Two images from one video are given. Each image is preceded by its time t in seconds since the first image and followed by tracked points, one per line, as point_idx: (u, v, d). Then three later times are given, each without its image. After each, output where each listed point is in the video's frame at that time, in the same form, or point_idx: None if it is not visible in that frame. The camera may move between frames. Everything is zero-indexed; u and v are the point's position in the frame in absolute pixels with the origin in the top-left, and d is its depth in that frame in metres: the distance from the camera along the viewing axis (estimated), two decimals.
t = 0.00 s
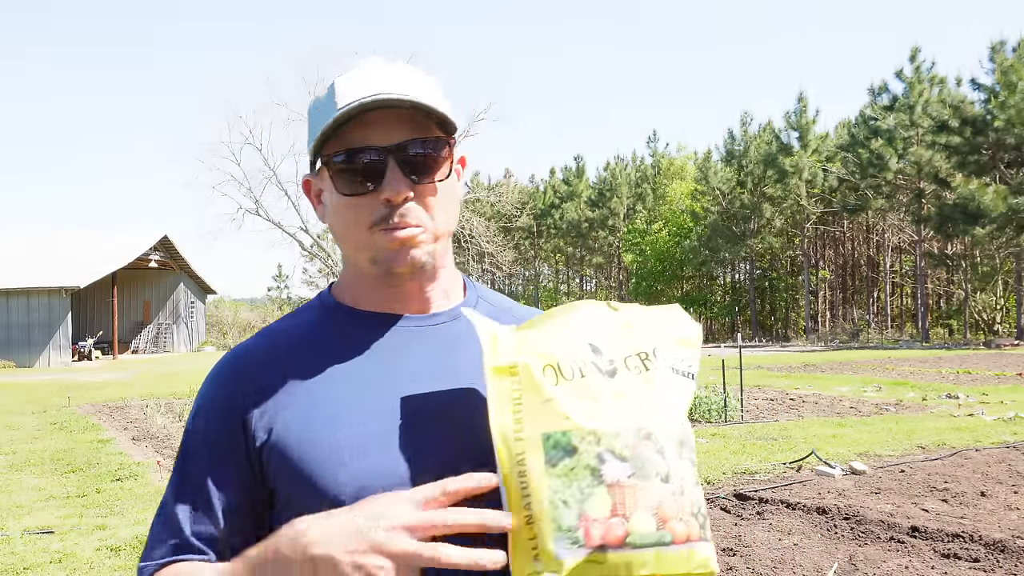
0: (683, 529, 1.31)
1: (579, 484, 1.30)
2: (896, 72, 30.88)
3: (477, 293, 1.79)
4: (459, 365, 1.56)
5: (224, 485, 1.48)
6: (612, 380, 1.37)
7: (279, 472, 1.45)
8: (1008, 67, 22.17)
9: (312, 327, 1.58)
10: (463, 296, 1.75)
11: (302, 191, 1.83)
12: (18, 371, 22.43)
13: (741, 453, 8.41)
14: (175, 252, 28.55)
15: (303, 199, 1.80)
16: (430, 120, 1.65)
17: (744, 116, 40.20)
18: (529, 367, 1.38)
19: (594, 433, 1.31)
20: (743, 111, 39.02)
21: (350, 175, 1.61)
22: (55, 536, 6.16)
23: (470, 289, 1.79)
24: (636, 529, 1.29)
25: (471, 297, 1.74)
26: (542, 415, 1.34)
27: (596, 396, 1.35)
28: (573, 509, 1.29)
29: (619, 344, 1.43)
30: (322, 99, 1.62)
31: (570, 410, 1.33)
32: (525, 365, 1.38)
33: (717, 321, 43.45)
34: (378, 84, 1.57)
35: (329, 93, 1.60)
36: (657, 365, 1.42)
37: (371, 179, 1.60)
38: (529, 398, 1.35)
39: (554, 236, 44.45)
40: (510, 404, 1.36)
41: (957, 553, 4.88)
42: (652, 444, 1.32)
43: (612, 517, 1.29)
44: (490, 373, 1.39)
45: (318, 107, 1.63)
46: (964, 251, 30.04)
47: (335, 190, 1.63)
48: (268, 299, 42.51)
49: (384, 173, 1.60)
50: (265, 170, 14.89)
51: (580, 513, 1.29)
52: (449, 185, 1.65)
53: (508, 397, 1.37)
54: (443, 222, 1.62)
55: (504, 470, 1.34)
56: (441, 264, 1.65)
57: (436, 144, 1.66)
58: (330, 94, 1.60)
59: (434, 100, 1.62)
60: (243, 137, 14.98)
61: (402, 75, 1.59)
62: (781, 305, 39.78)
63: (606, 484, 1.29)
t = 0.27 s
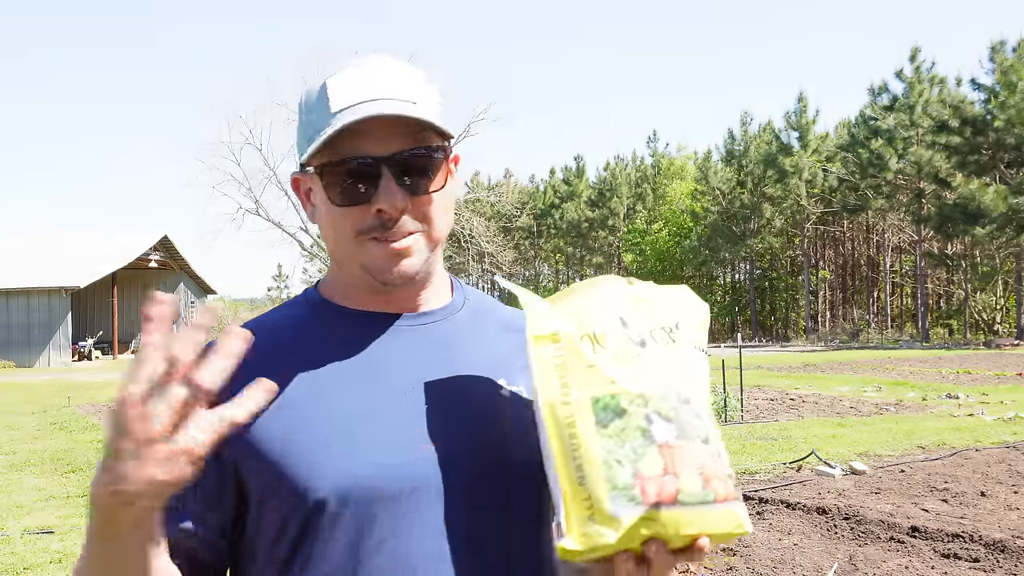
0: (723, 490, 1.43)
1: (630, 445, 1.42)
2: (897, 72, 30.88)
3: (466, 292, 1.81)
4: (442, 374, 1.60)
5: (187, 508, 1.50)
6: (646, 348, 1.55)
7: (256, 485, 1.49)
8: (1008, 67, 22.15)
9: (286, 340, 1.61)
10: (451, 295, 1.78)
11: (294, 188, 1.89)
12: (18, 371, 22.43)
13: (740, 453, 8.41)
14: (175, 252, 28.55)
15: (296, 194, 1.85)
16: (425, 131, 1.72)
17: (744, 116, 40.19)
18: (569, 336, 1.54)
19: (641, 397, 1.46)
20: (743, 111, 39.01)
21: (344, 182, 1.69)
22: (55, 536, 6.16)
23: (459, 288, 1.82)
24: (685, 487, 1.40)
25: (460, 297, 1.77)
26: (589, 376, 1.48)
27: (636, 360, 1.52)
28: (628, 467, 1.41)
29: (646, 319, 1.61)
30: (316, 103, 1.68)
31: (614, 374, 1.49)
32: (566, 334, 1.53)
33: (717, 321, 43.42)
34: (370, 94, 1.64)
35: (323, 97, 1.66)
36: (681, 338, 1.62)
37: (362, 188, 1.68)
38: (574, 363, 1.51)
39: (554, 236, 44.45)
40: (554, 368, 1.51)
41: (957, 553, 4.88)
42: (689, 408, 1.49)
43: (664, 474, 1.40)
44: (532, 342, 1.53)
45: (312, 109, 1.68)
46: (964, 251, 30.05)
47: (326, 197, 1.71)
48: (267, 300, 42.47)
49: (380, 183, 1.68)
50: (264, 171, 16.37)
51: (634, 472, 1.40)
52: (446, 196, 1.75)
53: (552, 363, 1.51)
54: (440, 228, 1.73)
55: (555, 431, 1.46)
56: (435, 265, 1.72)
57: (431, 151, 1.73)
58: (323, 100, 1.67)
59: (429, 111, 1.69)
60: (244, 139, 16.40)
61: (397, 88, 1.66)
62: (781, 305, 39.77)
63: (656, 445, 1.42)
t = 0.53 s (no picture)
0: (781, 498, 1.58)
1: (693, 454, 1.53)
2: (897, 72, 30.87)
3: (446, 289, 1.87)
4: (428, 378, 1.66)
5: (154, 502, 1.59)
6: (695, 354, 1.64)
7: (228, 474, 1.55)
8: (1008, 67, 22.16)
9: (269, 337, 1.65)
10: (431, 293, 1.83)
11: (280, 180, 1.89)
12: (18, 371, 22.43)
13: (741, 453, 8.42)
14: (175, 252, 28.55)
15: (282, 188, 1.86)
16: (422, 148, 1.73)
17: (744, 116, 40.17)
18: (623, 342, 1.60)
19: (700, 406, 1.57)
20: (743, 111, 39.01)
21: (333, 189, 1.71)
22: (54, 536, 6.16)
23: (440, 285, 1.87)
24: (748, 498, 1.53)
25: (438, 295, 1.82)
26: (649, 385, 1.56)
27: (688, 368, 1.61)
28: (694, 479, 1.52)
29: (690, 324, 1.71)
30: (313, 107, 1.68)
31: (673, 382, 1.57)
32: (621, 340, 1.60)
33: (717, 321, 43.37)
34: (367, 108, 1.65)
35: (322, 104, 1.67)
36: (727, 342, 1.73)
37: (353, 196, 1.70)
38: (632, 369, 1.57)
39: (554, 236, 44.43)
40: (614, 374, 1.57)
41: (957, 553, 4.88)
42: (744, 415, 1.62)
43: (728, 485, 1.53)
44: (589, 347, 1.58)
45: (309, 112, 1.69)
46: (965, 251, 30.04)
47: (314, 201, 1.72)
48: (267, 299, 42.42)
49: (371, 195, 1.71)
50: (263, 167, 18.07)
51: (700, 484, 1.52)
52: (436, 213, 1.76)
53: (611, 369, 1.57)
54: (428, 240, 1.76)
55: (616, 439, 1.54)
56: (419, 273, 1.75)
57: (426, 167, 1.75)
58: (323, 104, 1.67)
59: (428, 130, 1.72)
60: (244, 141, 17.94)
61: (397, 102, 1.67)
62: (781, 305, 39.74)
63: (719, 454, 1.55)
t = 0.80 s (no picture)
0: (781, 536, 1.60)
1: (703, 477, 1.54)
2: (897, 72, 30.88)
3: (442, 295, 1.89)
4: (424, 385, 1.67)
5: (139, 500, 1.59)
6: (720, 382, 1.64)
7: (214, 470, 1.55)
8: (1008, 67, 22.13)
9: (267, 336, 1.66)
10: (426, 296, 1.86)
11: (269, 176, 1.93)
12: (18, 371, 22.43)
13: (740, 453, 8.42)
14: (175, 252, 28.56)
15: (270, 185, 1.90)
16: (399, 139, 1.76)
17: (744, 116, 40.18)
18: (647, 356, 1.63)
19: (719, 430, 1.56)
20: (743, 111, 39.03)
21: (312, 184, 1.74)
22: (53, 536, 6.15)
23: (436, 289, 1.90)
24: (750, 528, 1.56)
25: (434, 299, 1.85)
26: (669, 403, 1.57)
27: (711, 392, 1.61)
28: (699, 501, 1.53)
29: (725, 355, 1.70)
30: (287, 100, 1.71)
31: (692, 402, 1.58)
32: (647, 356, 1.62)
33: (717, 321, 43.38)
34: (340, 101, 1.67)
35: (295, 97, 1.69)
36: (752, 376, 1.72)
37: (332, 191, 1.74)
38: (654, 384, 1.59)
39: (554, 236, 44.45)
40: (635, 389, 1.59)
41: (957, 553, 4.88)
42: (759, 448, 1.62)
43: (732, 512, 1.55)
44: (617, 358, 1.62)
45: (284, 107, 1.71)
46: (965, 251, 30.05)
47: (295, 197, 1.76)
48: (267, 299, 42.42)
49: (348, 189, 1.74)
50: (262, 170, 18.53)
51: (704, 505, 1.54)
52: (416, 204, 1.80)
53: (632, 384, 1.59)
54: (411, 234, 1.80)
55: (629, 454, 1.55)
56: (407, 271, 1.79)
57: (404, 160, 1.78)
58: (299, 98, 1.69)
59: (405, 119, 1.74)
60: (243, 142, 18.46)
61: (370, 93, 1.68)
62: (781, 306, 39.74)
63: (729, 480, 1.56)
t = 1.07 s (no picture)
0: (775, 525, 1.63)
1: (695, 474, 1.57)
2: (897, 72, 30.87)
3: (447, 296, 1.90)
4: (425, 390, 1.68)
5: (141, 498, 1.59)
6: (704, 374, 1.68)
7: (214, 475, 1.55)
8: (1008, 66, 22.11)
9: (270, 337, 1.67)
10: (431, 298, 1.87)
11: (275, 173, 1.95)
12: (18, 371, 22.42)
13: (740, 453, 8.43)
14: (175, 252, 28.57)
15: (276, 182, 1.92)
16: (399, 131, 1.76)
17: (744, 116, 40.17)
18: (631, 355, 1.65)
19: (707, 425, 1.60)
20: (743, 111, 39.04)
21: (310, 175, 1.75)
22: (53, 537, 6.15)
23: (441, 291, 1.90)
24: (744, 522, 1.59)
25: (438, 300, 1.86)
26: (657, 402, 1.59)
27: (697, 388, 1.65)
28: (693, 500, 1.56)
29: (708, 346, 1.75)
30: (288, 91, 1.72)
31: (678, 400, 1.61)
32: (631, 355, 1.64)
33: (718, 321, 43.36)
34: (337, 91, 1.67)
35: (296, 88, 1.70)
36: (737, 364, 1.76)
37: (331, 181, 1.74)
38: (640, 383, 1.61)
39: (554, 235, 44.45)
40: (621, 390, 1.60)
41: (957, 553, 4.88)
42: (747, 439, 1.66)
43: (726, 507, 1.58)
44: (601, 360, 1.64)
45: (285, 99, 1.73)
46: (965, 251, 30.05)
47: (296, 189, 1.76)
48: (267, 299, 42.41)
49: (344, 179, 1.74)
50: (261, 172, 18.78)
51: (698, 503, 1.56)
52: (416, 194, 1.79)
53: (618, 385, 1.61)
54: (411, 230, 1.79)
55: (619, 455, 1.57)
56: (406, 265, 1.79)
57: (403, 152, 1.77)
58: (300, 88, 1.70)
59: (406, 110, 1.74)
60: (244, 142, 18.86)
61: (371, 84, 1.69)
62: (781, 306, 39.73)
63: (720, 476, 1.59)
